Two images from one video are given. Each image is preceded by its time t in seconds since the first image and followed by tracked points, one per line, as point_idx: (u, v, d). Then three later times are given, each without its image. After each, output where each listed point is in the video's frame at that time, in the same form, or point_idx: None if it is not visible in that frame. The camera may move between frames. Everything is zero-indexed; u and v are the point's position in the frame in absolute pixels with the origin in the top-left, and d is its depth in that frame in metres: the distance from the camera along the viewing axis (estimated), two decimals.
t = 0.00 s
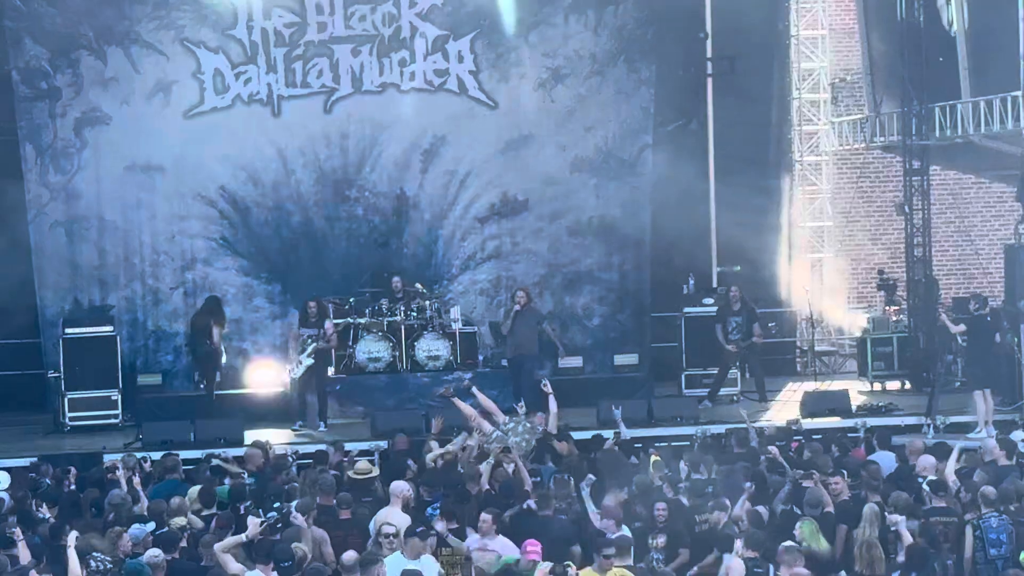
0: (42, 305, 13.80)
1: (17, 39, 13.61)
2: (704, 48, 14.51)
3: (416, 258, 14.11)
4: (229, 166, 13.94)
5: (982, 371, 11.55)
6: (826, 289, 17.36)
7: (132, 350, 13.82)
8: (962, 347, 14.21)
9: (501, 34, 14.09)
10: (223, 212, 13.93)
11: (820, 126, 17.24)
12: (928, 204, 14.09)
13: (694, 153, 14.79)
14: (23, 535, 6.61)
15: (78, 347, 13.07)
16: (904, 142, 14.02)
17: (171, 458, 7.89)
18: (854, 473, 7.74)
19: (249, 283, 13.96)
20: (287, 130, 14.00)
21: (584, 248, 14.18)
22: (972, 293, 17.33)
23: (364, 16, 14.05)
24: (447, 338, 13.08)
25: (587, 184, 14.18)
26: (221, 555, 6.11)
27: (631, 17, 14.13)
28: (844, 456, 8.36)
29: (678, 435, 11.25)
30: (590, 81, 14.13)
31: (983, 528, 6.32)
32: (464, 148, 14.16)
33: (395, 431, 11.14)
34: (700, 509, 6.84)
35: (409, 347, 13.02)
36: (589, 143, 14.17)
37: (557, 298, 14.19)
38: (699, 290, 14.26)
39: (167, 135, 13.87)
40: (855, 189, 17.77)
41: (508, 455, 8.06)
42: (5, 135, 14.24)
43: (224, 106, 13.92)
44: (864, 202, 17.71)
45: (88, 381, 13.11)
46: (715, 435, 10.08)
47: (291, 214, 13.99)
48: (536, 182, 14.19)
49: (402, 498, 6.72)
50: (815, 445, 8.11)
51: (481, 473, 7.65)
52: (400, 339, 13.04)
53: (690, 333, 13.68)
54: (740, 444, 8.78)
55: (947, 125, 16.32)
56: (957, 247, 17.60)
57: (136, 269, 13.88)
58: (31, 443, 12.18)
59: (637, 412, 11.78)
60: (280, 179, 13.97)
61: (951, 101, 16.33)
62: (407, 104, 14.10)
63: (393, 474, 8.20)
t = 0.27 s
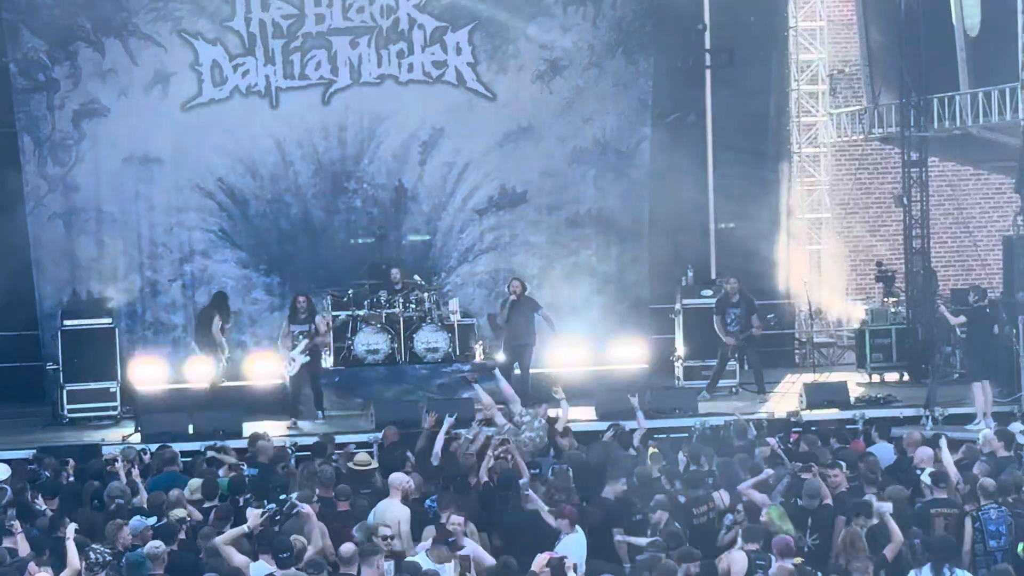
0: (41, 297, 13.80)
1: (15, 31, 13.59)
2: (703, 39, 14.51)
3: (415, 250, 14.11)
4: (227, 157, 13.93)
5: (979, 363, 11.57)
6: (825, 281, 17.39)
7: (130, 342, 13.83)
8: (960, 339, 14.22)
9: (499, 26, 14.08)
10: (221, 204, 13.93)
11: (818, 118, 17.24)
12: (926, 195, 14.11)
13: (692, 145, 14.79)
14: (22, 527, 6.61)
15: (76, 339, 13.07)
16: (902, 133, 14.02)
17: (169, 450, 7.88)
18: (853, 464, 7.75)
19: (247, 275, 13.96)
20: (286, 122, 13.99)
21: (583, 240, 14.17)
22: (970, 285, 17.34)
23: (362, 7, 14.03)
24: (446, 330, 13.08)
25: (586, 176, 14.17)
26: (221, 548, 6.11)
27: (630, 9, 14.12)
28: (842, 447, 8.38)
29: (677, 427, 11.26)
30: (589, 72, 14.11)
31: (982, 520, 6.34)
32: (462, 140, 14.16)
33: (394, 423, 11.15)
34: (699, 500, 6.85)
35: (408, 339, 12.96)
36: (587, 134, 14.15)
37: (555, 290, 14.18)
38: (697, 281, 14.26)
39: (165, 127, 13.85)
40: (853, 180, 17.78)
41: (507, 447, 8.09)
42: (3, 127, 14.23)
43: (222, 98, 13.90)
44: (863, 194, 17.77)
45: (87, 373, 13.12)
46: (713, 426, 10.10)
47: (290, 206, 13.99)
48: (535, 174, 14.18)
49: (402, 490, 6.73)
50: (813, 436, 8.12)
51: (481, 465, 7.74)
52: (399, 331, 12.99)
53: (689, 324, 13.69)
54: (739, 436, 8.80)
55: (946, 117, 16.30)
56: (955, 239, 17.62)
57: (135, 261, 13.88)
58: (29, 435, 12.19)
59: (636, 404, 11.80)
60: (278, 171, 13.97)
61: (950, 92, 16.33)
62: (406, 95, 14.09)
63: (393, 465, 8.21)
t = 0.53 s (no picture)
0: (40, 291, 13.80)
1: (14, 25, 13.57)
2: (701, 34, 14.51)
3: (414, 245, 14.12)
4: (226, 152, 13.93)
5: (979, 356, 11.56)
6: (823, 276, 17.39)
7: (129, 337, 13.83)
8: (958, 333, 14.23)
9: (498, 20, 14.08)
10: (220, 198, 13.93)
11: (817, 112, 17.30)
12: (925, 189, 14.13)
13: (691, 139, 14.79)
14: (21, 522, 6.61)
15: (75, 334, 13.06)
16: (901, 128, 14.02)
17: (169, 445, 7.89)
18: (851, 458, 7.76)
19: (246, 270, 13.97)
20: (285, 116, 13.98)
21: (581, 234, 14.16)
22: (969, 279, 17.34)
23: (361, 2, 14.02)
24: (445, 324, 13.07)
25: (584, 171, 14.15)
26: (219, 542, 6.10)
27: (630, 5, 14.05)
28: (841, 441, 8.39)
29: (676, 421, 11.28)
30: (588, 67, 14.07)
31: (982, 514, 6.33)
32: (461, 134, 14.16)
33: (393, 417, 11.15)
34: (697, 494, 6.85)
35: (407, 333, 13.02)
36: (586, 129, 14.12)
37: (554, 285, 14.18)
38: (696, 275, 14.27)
39: (164, 122, 13.86)
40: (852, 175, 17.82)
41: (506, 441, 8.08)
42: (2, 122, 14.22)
43: (221, 92, 13.90)
44: (861, 188, 17.80)
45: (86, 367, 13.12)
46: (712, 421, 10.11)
47: (289, 200, 13.99)
48: (534, 168, 14.17)
49: (402, 484, 6.72)
50: (812, 430, 8.14)
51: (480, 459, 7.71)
52: (398, 325, 13.03)
53: (688, 318, 13.70)
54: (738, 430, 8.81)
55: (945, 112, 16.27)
56: (954, 233, 17.62)
57: (134, 255, 13.89)
58: (29, 429, 12.20)
59: (635, 398, 11.81)
60: (277, 166, 13.96)
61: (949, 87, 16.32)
62: (405, 90, 14.08)
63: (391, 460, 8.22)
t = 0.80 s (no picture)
0: (39, 286, 13.81)
1: (13, 20, 13.57)
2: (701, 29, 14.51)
3: (413, 240, 14.12)
4: (225, 147, 13.93)
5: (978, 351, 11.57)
6: (822, 270, 17.36)
7: (129, 332, 13.83)
8: (958, 328, 14.23)
9: (497, 15, 14.09)
10: (220, 193, 13.93)
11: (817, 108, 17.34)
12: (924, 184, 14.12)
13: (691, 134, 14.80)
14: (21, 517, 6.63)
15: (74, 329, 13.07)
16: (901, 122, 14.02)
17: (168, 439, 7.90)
18: (850, 452, 7.77)
19: (245, 265, 13.98)
20: (285, 111, 13.98)
21: (581, 229, 14.17)
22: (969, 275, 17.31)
23: None
24: (444, 319, 13.07)
25: (584, 166, 14.16)
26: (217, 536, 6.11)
27: None
28: (840, 436, 8.40)
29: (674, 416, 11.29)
30: (587, 62, 14.08)
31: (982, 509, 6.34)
32: (461, 129, 14.16)
33: (393, 412, 11.16)
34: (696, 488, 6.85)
35: (406, 328, 13.01)
36: (585, 124, 14.14)
37: (554, 279, 14.18)
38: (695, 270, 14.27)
39: (163, 117, 13.85)
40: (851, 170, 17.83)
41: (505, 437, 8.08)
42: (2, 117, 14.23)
43: (221, 87, 13.89)
44: (861, 184, 17.79)
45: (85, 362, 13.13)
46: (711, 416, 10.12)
47: (288, 195, 13.99)
48: (533, 163, 14.17)
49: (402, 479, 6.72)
50: (811, 426, 8.15)
51: (480, 456, 7.73)
52: (397, 321, 13.01)
53: (687, 314, 13.70)
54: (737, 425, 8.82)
55: (944, 107, 16.23)
56: (953, 229, 17.60)
57: (133, 250, 13.90)
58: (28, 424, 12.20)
59: (634, 393, 11.81)
60: (276, 161, 13.96)
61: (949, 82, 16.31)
62: (404, 85, 14.08)
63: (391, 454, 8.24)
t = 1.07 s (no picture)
0: (39, 282, 13.81)
1: (13, 16, 13.62)
2: (701, 25, 14.51)
3: (412, 236, 14.12)
4: (224, 143, 13.93)
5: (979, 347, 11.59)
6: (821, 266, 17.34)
7: (128, 329, 13.81)
8: (957, 324, 14.23)
9: (497, 11, 14.10)
10: (219, 188, 13.93)
11: (816, 103, 17.25)
12: (924, 179, 14.11)
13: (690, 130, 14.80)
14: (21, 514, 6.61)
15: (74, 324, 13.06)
16: (900, 117, 14.02)
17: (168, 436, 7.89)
18: (850, 448, 7.77)
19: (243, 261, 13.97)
20: (284, 107, 13.98)
21: (580, 225, 14.18)
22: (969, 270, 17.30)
23: None
24: (444, 315, 13.04)
25: (583, 161, 14.16)
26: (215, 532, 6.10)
27: None
28: (840, 432, 8.40)
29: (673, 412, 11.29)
30: (587, 58, 14.11)
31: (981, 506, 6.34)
32: (460, 125, 14.16)
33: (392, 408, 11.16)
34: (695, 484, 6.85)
35: (406, 323, 12.96)
36: (585, 120, 14.14)
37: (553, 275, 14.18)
38: (695, 266, 14.26)
39: (163, 112, 13.85)
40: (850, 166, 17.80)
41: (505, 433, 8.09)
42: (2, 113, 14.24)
43: (220, 83, 13.89)
44: (860, 180, 17.76)
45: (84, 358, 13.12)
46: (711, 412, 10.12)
47: (288, 191, 13.98)
48: (533, 159, 14.18)
49: (401, 475, 6.72)
50: (810, 422, 8.15)
51: (479, 451, 7.73)
52: (396, 316, 12.99)
53: (686, 310, 13.71)
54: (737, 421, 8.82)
55: (943, 102, 16.23)
56: (953, 224, 17.59)
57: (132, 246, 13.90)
58: (27, 420, 12.19)
59: (633, 389, 11.82)
60: (276, 157, 13.96)
61: (949, 78, 16.30)
62: (404, 81, 14.07)
63: (391, 451, 8.24)
